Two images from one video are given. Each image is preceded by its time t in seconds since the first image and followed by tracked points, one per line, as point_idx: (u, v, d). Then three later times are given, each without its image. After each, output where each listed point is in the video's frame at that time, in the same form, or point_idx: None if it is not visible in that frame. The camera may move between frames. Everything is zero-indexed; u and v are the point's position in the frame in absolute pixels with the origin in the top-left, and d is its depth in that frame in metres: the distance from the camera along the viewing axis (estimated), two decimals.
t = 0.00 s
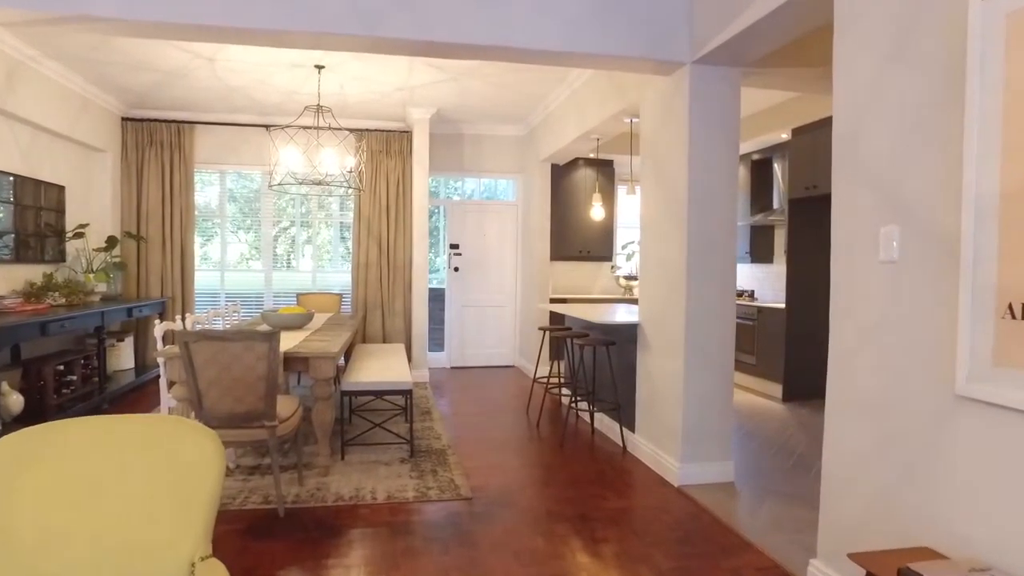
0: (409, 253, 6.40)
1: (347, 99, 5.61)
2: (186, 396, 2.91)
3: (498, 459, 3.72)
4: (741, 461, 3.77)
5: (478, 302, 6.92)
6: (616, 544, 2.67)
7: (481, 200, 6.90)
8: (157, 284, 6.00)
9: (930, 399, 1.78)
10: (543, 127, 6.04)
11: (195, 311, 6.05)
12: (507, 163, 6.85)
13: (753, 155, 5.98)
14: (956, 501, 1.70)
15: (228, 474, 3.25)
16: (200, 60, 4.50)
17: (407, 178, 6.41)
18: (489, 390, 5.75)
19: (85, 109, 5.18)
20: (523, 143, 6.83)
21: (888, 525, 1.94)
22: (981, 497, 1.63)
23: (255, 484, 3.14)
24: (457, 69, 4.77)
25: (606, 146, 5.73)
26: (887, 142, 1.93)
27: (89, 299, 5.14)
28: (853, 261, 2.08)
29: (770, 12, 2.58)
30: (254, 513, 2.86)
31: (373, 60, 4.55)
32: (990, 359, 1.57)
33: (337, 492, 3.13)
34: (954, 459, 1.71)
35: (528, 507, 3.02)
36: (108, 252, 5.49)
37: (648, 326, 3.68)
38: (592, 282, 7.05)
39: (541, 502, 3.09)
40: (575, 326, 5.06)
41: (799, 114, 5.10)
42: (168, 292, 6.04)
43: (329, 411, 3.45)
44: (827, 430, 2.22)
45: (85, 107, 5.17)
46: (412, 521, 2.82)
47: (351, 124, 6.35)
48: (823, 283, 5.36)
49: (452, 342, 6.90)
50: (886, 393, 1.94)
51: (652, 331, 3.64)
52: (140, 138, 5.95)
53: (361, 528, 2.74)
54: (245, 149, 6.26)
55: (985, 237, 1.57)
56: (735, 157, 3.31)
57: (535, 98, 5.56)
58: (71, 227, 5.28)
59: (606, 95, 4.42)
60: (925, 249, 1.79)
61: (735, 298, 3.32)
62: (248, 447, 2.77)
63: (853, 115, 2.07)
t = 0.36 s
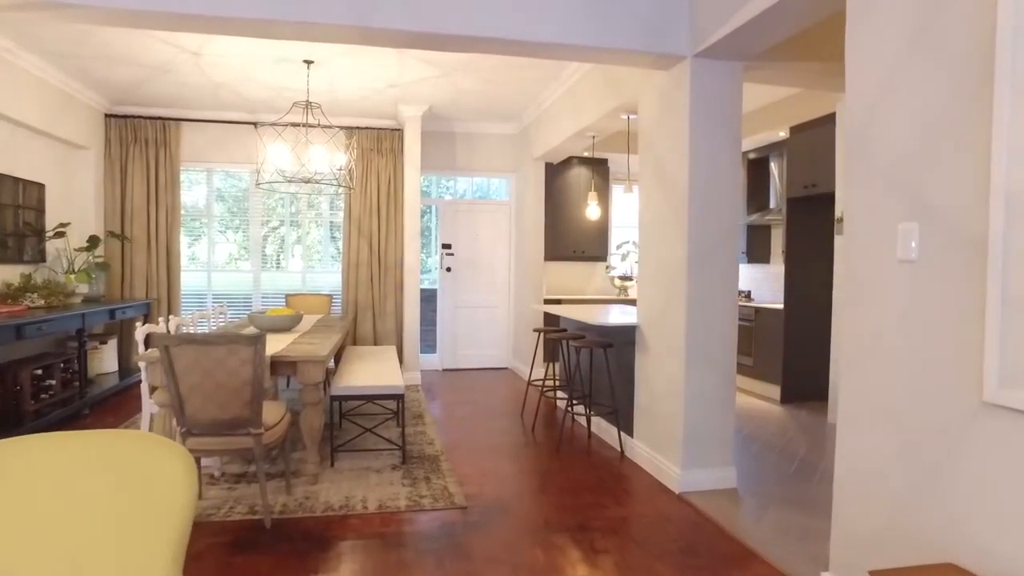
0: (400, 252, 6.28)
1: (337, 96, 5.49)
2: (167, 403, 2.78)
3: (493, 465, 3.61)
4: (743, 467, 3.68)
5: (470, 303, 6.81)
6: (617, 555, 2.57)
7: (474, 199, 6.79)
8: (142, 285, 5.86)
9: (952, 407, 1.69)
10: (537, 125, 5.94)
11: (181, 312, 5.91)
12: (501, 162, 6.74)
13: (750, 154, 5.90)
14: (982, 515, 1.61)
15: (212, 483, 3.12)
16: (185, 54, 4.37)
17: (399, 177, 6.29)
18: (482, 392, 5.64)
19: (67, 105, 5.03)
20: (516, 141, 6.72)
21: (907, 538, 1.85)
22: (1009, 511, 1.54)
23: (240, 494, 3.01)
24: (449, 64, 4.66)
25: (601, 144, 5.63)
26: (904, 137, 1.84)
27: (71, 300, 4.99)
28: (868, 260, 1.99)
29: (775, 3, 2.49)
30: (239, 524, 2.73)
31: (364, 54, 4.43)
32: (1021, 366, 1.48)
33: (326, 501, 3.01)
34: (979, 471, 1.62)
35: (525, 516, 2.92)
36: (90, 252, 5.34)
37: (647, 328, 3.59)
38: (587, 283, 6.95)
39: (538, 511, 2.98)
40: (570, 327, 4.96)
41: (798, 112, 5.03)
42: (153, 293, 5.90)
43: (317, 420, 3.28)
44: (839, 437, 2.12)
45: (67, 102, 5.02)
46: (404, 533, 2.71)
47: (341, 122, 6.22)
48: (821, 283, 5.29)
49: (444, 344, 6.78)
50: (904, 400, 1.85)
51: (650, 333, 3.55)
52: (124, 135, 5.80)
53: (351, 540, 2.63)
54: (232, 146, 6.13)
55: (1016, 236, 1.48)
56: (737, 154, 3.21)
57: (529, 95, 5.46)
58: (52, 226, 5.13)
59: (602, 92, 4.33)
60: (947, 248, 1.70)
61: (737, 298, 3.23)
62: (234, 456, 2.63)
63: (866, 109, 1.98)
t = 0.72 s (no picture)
0: (392, 253, 6.14)
1: (326, 93, 5.34)
2: (145, 414, 2.63)
3: (488, 474, 3.48)
4: (747, 475, 3.57)
5: (463, 305, 6.67)
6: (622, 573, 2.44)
7: (466, 199, 6.65)
8: (126, 287, 5.68)
9: (990, 421, 1.57)
10: (531, 123, 5.82)
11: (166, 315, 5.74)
12: (494, 161, 6.61)
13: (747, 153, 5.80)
14: None
15: (194, 496, 2.97)
16: (168, 48, 4.21)
17: (390, 176, 6.15)
18: (476, 397, 5.50)
19: (45, 100, 4.86)
20: (510, 140, 6.59)
21: (938, 561, 1.73)
22: None
23: (224, 508, 2.87)
24: (442, 59, 4.52)
25: (597, 142, 5.51)
26: (933, 132, 1.72)
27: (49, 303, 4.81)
28: (891, 262, 1.87)
29: None
30: (223, 541, 2.59)
31: (354, 49, 4.28)
32: None
33: (316, 515, 2.86)
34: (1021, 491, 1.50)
35: (525, 530, 2.78)
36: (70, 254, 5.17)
37: (648, 332, 3.47)
38: (582, 284, 6.82)
39: (537, 524, 2.85)
40: (566, 330, 4.84)
41: (798, 110, 4.92)
42: (137, 295, 5.72)
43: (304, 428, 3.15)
44: (858, 449, 2.01)
45: (45, 97, 4.85)
46: (397, 550, 2.57)
47: (330, 119, 6.07)
48: (822, 284, 5.19)
49: (437, 347, 6.64)
50: (934, 412, 1.73)
51: (652, 337, 3.43)
52: (107, 132, 5.62)
53: (342, 558, 2.49)
54: (218, 144, 5.96)
55: None
56: (742, 153, 3.10)
57: (523, 92, 5.33)
58: (30, 226, 4.95)
59: (600, 87, 4.20)
60: (983, 251, 1.59)
61: (743, 302, 3.11)
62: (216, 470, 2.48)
63: (890, 103, 1.87)
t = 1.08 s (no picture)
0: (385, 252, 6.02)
1: (317, 88, 5.22)
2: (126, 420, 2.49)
3: (485, 481, 3.36)
4: (752, 480, 3.46)
5: (458, 305, 6.55)
6: None
7: (460, 197, 6.54)
8: (111, 287, 5.53)
9: None
10: (527, 119, 5.71)
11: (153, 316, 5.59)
12: (488, 159, 6.49)
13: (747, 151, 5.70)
14: None
15: (179, 505, 2.83)
16: (153, 40, 4.08)
17: (383, 174, 6.02)
18: (472, 399, 5.39)
19: (26, 94, 4.72)
20: (505, 137, 6.48)
21: None
22: None
23: (210, 518, 2.73)
24: (437, 54, 4.40)
25: (594, 139, 5.40)
26: (972, 124, 1.63)
27: (31, 304, 4.66)
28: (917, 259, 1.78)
29: None
30: (208, 554, 2.46)
31: (347, 42, 4.16)
32: None
33: (307, 525, 2.74)
34: None
35: (526, 540, 2.68)
36: (53, 253, 5.02)
37: (650, 333, 3.37)
38: (578, 284, 6.72)
39: (537, 534, 2.74)
40: (564, 331, 4.73)
41: (800, 106, 4.83)
42: (123, 295, 5.57)
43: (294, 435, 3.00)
44: (881, 455, 1.93)
45: (25, 91, 4.71)
46: (392, 562, 2.45)
47: (322, 116, 5.94)
48: (824, 283, 5.10)
49: (431, 348, 6.52)
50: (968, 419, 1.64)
51: (654, 338, 3.33)
52: (91, 128, 5.47)
53: (334, 571, 2.37)
54: (207, 141, 5.81)
55: None
56: (749, 148, 3.00)
57: (518, 88, 5.22)
58: (10, 225, 4.80)
59: (598, 83, 4.09)
60: None
61: (749, 302, 3.01)
62: (200, 480, 2.35)
63: (924, 94, 1.78)
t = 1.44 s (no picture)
0: (379, 252, 5.90)
1: (310, 84, 5.09)
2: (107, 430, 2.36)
3: (485, 489, 3.24)
4: (760, 488, 3.36)
5: (454, 306, 6.43)
6: None
7: (456, 196, 6.41)
8: (97, 288, 5.38)
9: None
10: (524, 117, 5.60)
11: (141, 318, 5.44)
12: (485, 157, 6.38)
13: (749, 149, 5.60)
14: None
15: (164, 518, 2.70)
16: (139, 32, 3.94)
17: (377, 172, 5.90)
18: (468, 402, 5.26)
19: (7, 89, 4.57)
20: (501, 136, 6.37)
21: None
22: None
23: (197, 531, 2.60)
24: (433, 48, 4.28)
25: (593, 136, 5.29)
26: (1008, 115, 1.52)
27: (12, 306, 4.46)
28: (948, 259, 1.68)
29: None
30: (193, 570, 2.33)
31: (340, 35, 4.03)
32: None
33: (299, 538, 2.61)
34: None
35: (528, 553, 2.55)
36: (36, 253, 4.86)
37: (654, 337, 3.25)
38: (576, 285, 6.61)
39: (539, 547, 2.62)
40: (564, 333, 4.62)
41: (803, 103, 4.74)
42: (110, 297, 5.42)
43: (286, 444, 2.86)
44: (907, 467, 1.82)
45: (6, 86, 4.56)
46: None
47: (315, 113, 5.81)
48: (828, 284, 5.00)
49: (427, 350, 6.39)
50: (1006, 431, 1.52)
51: (658, 341, 3.21)
52: (77, 125, 5.33)
53: None
54: (197, 138, 5.67)
55: None
56: (759, 144, 2.89)
57: (516, 84, 5.11)
58: None
59: (599, 77, 3.98)
60: None
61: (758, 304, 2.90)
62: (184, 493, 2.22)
63: (954, 84, 1.67)
